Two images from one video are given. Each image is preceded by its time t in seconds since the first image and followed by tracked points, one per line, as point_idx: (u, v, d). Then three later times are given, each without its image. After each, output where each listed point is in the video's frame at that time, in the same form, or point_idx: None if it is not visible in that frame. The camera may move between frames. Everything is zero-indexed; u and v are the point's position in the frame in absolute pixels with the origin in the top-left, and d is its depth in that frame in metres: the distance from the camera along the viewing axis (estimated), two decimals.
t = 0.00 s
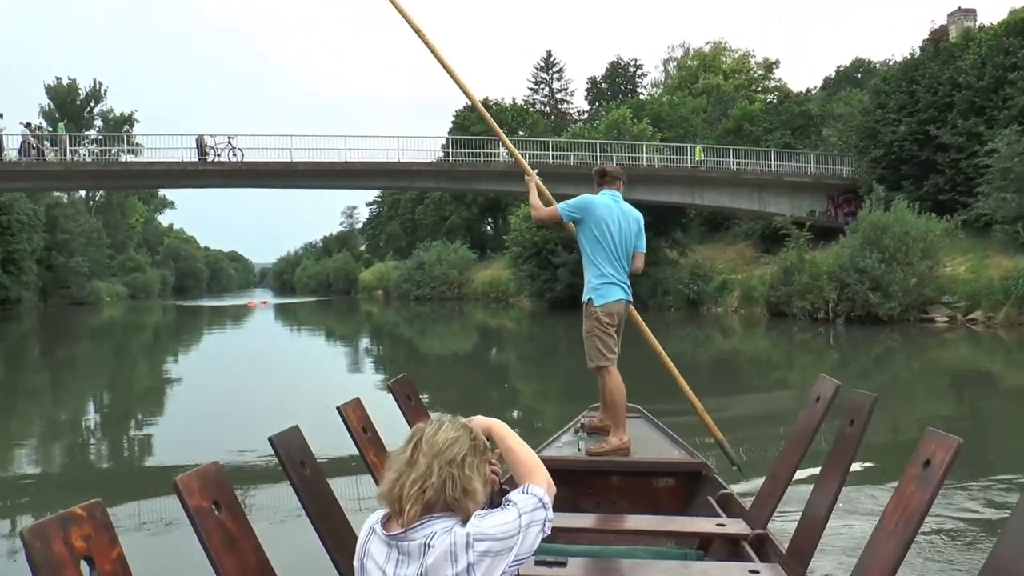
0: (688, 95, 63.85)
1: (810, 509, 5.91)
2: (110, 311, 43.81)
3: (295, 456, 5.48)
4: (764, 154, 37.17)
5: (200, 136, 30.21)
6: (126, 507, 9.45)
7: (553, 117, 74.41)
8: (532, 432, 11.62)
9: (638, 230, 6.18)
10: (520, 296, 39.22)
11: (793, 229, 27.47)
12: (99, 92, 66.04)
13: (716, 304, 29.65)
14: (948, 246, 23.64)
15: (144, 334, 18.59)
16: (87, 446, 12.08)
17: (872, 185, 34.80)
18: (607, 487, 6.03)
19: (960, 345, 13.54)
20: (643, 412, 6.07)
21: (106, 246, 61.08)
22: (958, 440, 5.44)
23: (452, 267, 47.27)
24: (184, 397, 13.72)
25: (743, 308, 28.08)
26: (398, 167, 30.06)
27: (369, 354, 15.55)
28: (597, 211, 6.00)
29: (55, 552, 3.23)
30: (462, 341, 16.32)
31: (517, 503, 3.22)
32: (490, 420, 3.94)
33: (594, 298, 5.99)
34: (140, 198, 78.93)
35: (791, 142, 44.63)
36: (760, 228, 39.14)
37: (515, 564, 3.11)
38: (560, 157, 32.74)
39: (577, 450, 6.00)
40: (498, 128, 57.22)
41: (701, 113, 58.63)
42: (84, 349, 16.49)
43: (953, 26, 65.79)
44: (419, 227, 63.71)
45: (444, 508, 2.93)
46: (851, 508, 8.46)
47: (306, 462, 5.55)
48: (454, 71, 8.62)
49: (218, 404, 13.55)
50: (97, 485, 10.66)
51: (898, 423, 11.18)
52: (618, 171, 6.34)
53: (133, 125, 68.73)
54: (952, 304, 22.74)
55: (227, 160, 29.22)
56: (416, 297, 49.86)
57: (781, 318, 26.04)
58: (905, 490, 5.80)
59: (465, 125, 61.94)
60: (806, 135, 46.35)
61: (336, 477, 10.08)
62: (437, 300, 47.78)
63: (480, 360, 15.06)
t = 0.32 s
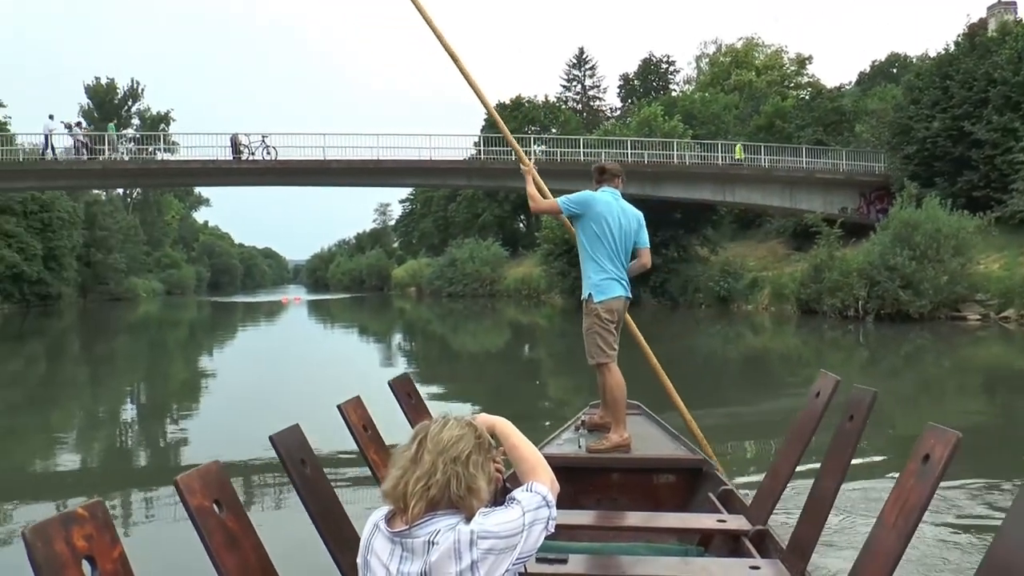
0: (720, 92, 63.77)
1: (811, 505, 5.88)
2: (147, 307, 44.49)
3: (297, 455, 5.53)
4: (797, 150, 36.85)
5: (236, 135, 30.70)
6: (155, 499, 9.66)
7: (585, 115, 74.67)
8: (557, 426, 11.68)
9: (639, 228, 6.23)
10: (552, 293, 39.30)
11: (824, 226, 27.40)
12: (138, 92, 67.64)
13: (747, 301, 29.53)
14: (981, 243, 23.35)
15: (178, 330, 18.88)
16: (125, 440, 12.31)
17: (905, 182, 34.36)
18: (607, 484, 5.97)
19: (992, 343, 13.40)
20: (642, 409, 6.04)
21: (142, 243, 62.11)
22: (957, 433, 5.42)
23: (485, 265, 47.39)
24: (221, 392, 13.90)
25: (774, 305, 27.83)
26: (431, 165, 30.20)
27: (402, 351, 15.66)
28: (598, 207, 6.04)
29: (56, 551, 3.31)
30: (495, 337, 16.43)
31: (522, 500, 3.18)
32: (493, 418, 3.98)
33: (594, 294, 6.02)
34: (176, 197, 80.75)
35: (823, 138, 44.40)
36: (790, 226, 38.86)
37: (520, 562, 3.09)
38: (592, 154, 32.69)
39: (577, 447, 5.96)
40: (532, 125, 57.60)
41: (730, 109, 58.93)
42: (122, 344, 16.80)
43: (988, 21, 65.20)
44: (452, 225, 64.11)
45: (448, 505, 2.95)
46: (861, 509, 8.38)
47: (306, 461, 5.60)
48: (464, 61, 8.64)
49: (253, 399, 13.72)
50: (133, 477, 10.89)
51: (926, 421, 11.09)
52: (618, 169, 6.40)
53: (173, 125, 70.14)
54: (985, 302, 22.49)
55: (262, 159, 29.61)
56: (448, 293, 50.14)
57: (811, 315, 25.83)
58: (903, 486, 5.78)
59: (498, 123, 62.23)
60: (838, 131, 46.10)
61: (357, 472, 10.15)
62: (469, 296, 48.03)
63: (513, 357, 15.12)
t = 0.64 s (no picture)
0: (754, 89, 63.54)
1: (811, 503, 5.85)
2: (184, 303, 45.17)
3: (297, 456, 5.56)
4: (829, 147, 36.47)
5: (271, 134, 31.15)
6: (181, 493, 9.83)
7: (618, 112, 74.81)
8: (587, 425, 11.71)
9: (641, 229, 6.25)
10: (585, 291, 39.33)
11: (857, 225, 27.20)
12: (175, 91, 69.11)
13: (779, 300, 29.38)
14: (1016, 242, 23.05)
15: (213, 325, 19.16)
16: (163, 434, 12.46)
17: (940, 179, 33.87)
18: (608, 482, 5.93)
19: None
20: (643, 408, 6.02)
21: (177, 240, 63.29)
22: (956, 430, 5.40)
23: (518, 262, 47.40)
24: (255, 388, 14.03)
25: (805, 304, 27.50)
26: (464, 163, 30.34)
27: (436, 348, 15.73)
28: (604, 205, 6.05)
29: (56, 552, 3.38)
30: (527, 335, 16.46)
31: (520, 499, 3.21)
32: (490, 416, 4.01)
33: (596, 293, 6.05)
34: (211, 193, 82.24)
35: (857, 135, 44.09)
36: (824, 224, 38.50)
37: (519, 561, 3.13)
38: (623, 154, 33.09)
39: (578, 446, 5.95)
40: (566, 122, 57.67)
41: (763, 106, 58.70)
42: (158, 339, 17.05)
43: None
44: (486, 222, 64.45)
45: (445, 504, 2.98)
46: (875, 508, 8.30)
47: (307, 461, 5.65)
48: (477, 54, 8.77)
49: (288, 394, 13.84)
50: (169, 468, 11.07)
51: (956, 420, 10.96)
52: (624, 166, 6.39)
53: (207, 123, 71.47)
54: (1020, 302, 22.19)
55: (296, 157, 30.26)
56: (482, 290, 50.39)
57: (843, 314, 25.60)
58: (904, 484, 5.78)
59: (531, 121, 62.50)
60: (872, 128, 45.85)
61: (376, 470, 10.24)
62: (501, 294, 48.25)
63: (547, 355, 15.15)
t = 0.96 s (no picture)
0: (784, 87, 63.54)
1: (810, 506, 5.80)
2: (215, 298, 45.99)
3: (296, 453, 5.53)
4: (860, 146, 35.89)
5: (301, 132, 31.67)
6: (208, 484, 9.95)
7: (648, 111, 75.10)
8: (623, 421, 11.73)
9: (641, 228, 6.27)
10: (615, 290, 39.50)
11: (885, 223, 27.01)
12: (207, 90, 70.52)
13: (807, 298, 29.29)
14: None
15: (245, 322, 19.42)
16: (195, 428, 12.60)
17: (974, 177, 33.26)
18: (606, 482, 5.93)
19: None
20: (641, 407, 6.02)
21: (210, 238, 64.94)
22: (957, 432, 5.31)
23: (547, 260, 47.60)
24: (287, 383, 14.15)
25: (834, 303, 27.31)
26: (495, 161, 30.54)
27: (465, 345, 15.83)
28: (605, 205, 6.06)
29: (57, 548, 3.28)
30: (557, 332, 16.50)
31: (514, 497, 3.13)
32: (487, 416, 3.95)
33: (596, 292, 6.09)
34: (242, 190, 83.81)
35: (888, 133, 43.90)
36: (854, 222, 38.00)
37: (514, 558, 3.06)
38: (653, 151, 33.40)
39: (577, 445, 5.96)
40: (597, 120, 57.73)
41: (794, 104, 58.55)
42: (191, 335, 17.29)
43: None
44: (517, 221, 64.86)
45: (441, 502, 2.91)
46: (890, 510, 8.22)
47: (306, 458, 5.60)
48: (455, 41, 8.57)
49: (318, 390, 13.95)
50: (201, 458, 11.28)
51: (983, 421, 10.81)
52: (622, 164, 6.41)
53: (239, 121, 72.98)
54: None
55: (327, 155, 31.03)
56: (511, 288, 50.74)
57: (872, 313, 25.42)
58: (905, 485, 5.71)
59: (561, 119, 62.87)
60: (904, 126, 45.68)
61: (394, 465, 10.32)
62: (528, 291, 48.56)
63: (575, 352, 15.19)
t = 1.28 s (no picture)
0: (813, 85, 63.28)
1: (804, 507, 5.79)
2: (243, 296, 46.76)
3: (291, 451, 5.56)
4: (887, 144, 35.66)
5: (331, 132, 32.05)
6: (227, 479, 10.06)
7: (676, 109, 75.13)
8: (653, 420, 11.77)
9: (636, 227, 6.29)
10: (645, 289, 39.50)
11: (912, 223, 26.86)
12: (238, 90, 71.59)
13: (833, 297, 29.14)
14: None
15: (276, 319, 19.63)
16: (224, 423, 12.77)
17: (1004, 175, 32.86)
18: (600, 482, 5.95)
19: None
20: (635, 407, 6.04)
21: (238, 236, 66.26)
22: (949, 433, 5.28)
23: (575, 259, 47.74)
24: (314, 380, 14.29)
25: (861, 302, 27.14)
26: (524, 161, 30.68)
27: (494, 344, 15.91)
28: (601, 207, 6.06)
29: (50, 545, 3.06)
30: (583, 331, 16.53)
31: (507, 497, 3.13)
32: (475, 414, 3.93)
33: (592, 292, 6.09)
34: (271, 188, 84.93)
35: (916, 130, 43.57)
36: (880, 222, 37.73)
37: (506, 558, 3.07)
38: (678, 150, 33.57)
39: (571, 444, 5.98)
40: (624, 119, 57.69)
41: (823, 102, 58.32)
42: (221, 332, 17.56)
43: None
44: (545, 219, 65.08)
45: (435, 500, 2.91)
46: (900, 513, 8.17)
47: (300, 456, 5.62)
48: (428, 37, 8.39)
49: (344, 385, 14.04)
50: (227, 451, 11.46)
51: (1006, 423, 10.70)
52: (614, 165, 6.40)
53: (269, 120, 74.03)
54: None
55: (355, 155, 31.32)
56: (538, 287, 50.94)
57: (899, 313, 25.20)
58: (899, 487, 5.68)
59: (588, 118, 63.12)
60: (934, 123, 45.27)
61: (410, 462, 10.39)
62: (555, 290, 48.75)
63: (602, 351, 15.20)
